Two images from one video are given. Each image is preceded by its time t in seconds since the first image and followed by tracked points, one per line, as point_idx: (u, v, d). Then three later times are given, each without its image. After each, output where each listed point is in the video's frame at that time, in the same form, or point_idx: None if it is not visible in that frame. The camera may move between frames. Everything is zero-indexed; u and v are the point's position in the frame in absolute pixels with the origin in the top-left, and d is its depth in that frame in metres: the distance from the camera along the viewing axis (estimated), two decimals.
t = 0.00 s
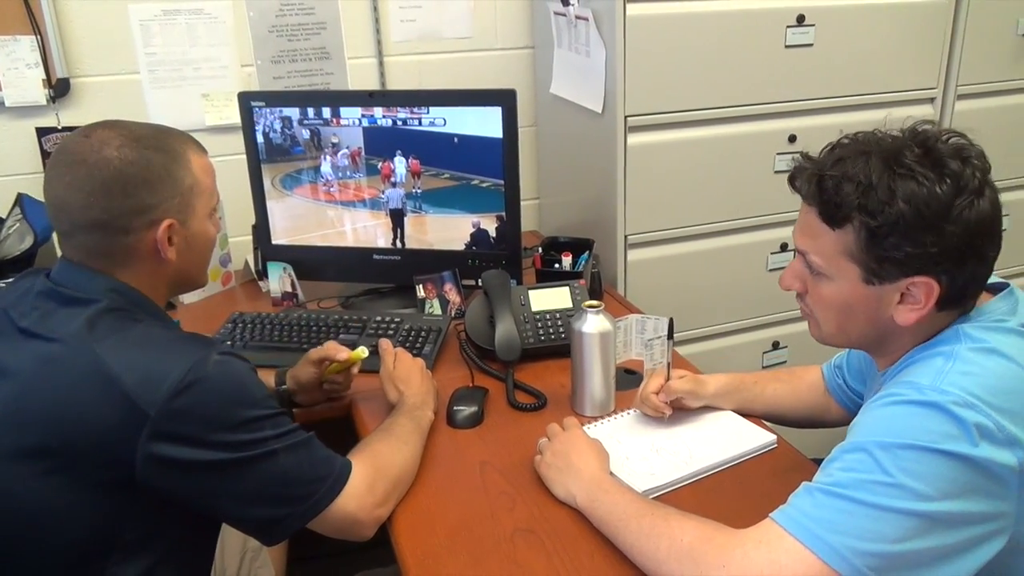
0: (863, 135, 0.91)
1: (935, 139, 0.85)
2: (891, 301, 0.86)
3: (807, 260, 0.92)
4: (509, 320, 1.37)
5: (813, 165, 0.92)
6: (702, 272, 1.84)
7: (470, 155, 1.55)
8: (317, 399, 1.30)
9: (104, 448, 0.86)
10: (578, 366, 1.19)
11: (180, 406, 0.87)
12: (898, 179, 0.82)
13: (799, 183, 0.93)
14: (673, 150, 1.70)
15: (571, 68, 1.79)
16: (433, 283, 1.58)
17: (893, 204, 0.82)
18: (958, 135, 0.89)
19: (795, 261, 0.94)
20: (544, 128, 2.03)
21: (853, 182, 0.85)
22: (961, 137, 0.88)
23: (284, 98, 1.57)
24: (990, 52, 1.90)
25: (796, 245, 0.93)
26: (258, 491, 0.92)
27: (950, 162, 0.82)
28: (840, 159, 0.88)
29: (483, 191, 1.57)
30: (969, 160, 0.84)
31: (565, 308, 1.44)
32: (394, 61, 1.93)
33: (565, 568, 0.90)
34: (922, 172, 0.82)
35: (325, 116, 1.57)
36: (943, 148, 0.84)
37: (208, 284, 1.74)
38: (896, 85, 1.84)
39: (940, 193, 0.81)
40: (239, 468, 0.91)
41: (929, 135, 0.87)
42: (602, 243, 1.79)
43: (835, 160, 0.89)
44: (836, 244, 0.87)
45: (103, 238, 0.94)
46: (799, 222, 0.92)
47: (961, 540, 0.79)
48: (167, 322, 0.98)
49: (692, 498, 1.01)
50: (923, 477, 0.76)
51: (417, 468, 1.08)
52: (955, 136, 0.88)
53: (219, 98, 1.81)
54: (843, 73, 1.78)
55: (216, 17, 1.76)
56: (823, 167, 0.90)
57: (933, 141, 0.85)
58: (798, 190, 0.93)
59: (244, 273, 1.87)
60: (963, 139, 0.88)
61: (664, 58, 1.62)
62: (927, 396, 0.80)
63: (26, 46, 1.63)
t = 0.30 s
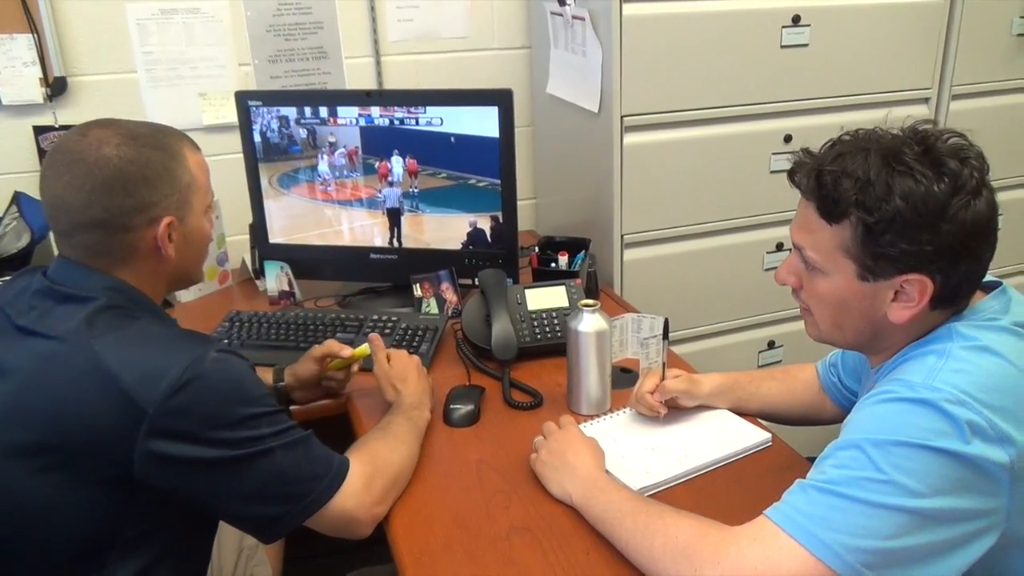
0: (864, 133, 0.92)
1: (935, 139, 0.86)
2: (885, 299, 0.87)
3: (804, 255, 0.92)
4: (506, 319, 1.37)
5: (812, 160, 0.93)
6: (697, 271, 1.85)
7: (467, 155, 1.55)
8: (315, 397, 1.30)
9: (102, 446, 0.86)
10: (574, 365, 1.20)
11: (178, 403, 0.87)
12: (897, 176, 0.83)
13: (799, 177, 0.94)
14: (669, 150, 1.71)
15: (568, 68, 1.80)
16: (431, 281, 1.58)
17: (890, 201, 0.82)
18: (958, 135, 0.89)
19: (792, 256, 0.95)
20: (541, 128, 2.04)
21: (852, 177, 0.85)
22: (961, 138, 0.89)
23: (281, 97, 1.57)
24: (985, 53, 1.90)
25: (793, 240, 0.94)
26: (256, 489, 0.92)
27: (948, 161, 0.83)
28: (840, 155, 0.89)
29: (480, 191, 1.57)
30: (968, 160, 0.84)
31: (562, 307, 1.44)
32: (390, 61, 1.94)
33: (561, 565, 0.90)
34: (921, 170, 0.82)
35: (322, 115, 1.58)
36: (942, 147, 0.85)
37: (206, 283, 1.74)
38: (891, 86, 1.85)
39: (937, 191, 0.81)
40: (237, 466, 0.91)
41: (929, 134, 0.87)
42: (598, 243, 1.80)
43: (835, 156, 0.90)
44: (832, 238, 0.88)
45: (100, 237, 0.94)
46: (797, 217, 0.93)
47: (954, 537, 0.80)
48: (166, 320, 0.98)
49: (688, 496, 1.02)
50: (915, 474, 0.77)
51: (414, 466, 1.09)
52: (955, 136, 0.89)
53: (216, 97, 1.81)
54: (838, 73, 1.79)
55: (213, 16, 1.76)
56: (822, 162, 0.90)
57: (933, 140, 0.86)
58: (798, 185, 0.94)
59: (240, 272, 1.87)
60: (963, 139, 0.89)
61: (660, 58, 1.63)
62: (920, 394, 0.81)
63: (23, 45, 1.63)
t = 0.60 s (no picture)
0: (862, 133, 0.92)
1: (933, 139, 0.86)
2: (882, 299, 0.87)
3: (801, 255, 0.93)
4: (503, 319, 1.37)
5: (811, 159, 0.93)
6: (695, 272, 1.85)
7: (465, 155, 1.55)
8: (314, 398, 1.31)
9: (100, 446, 0.86)
10: (571, 365, 1.20)
11: (176, 402, 0.87)
12: (895, 176, 0.83)
13: (797, 176, 0.94)
14: (667, 151, 1.71)
15: (566, 68, 1.80)
16: (429, 282, 1.58)
17: (888, 201, 0.83)
18: (957, 136, 0.89)
19: (790, 256, 0.95)
20: (539, 128, 2.04)
21: (850, 177, 0.86)
22: (960, 138, 0.89)
23: (280, 97, 1.58)
24: (982, 53, 1.91)
25: (791, 239, 0.94)
26: (255, 488, 0.92)
27: (946, 161, 0.84)
28: (838, 155, 0.89)
29: (478, 191, 1.57)
30: (966, 161, 0.85)
31: (559, 307, 1.45)
32: (389, 61, 1.94)
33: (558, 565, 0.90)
34: (919, 171, 0.83)
35: (320, 115, 1.58)
36: (940, 147, 0.85)
37: (204, 283, 1.74)
38: (889, 87, 1.86)
39: (935, 192, 0.82)
40: (235, 465, 0.91)
41: (928, 134, 0.88)
42: (596, 243, 1.80)
43: (833, 155, 0.90)
44: (829, 238, 0.88)
45: (98, 237, 0.94)
46: (795, 216, 0.93)
47: (950, 537, 0.80)
48: (164, 320, 0.98)
49: (685, 496, 1.02)
50: (912, 474, 0.77)
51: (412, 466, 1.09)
52: (954, 137, 0.89)
53: (214, 97, 1.81)
54: (836, 73, 1.79)
55: (211, 16, 1.76)
56: (821, 162, 0.90)
57: (932, 140, 0.86)
58: (796, 184, 0.94)
59: (238, 272, 1.87)
60: (962, 140, 0.89)
61: (658, 58, 1.63)
62: (917, 394, 0.81)
63: (21, 45, 1.63)
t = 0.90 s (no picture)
0: (877, 132, 0.92)
1: (948, 142, 0.86)
2: (887, 299, 0.88)
3: (808, 251, 0.93)
4: (502, 321, 1.37)
5: (824, 155, 0.93)
6: (694, 274, 1.85)
7: (464, 157, 1.55)
8: (314, 397, 1.31)
9: (99, 446, 0.87)
10: (570, 366, 1.20)
11: (175, 403, 0.88)
12: (907, 178, 0.83)
13: (809, 172, 0.94)
14: (666, 152, 1.71)
15: (565, 70, 1.80)
16: (427, 283, 1.59)
17: (899, 203, 0.83)
18: (972, 140, 0.89)
19: (796, 251, 0.96)
20: (538, 130, 2.04)
21: (862, 176, 0.85)
22: (976, 142, 0.89)
23: (280, 99, 1.58)
24: (981, 56, 1.91)
25: (799, 235, 0.94)
26: (252, 490, 0.92)
27: (960, 166, 0.83)
28: (852, 152, 0.89)
29: (476, 193, 1.57)
30: (980, 166, 0.85)
31: (558, 309, 1.45)
32: (388, 62, 1.94)
33: (556, 566, 0.90)
34: (933, 174, 0.82)
35: (319, 117, 1.58)
36: (955, 151, 0.85)
37: (203, 284, 1.75)
38: (887, 89, 1.86)
39: (947, 196, 0.82)
40: (234, 466, 0.91)
41: (943, 137, 0.87)
42: (595, 245, 1.80)
43: (847, 153, 0.90)
44: (838, 236, 0.88)
45: (97, 238, 0.94)
46: (804, 212, 0.93)
47: (948, 540, 0.80)
48: (163, 320, 0.98)
49: (683, 497, 1.02)
50: (910, 477, 0.78)
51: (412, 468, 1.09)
52: (968, 141, 0.89)
53: (214, 99, 1.82)
54: (835, 77, 1.80)
55: (210, 18, 1.77)
56: (833, 158, 0.90)
57: (946, 143, 0.86)
58: (807, 179, 0.95)
59: (238, 273, 1.87)
60: (977, 144, 0.89)
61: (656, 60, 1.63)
62: (916, 397, 0.81)
63: (21, 47, 1.63)
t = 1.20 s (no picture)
0: (892, 131, 0.92)
1: (964, 144, 0.86)
2: (896, 302, 0.88)
3: (817, 250, 0.93)
4: (502, 322, 1.37)
5: (838, 153, 0.93)
6: (694, 275, 1.85)
7: (464, 158, 1.56)
8: (313, 399, 1.31)
9: (100, 447, 0.87)
10: (570, 368, 1.20)
11: (176, 404, 0.88)
12: (922, 179, 0.83)
13: (822, 169, 0.94)
14: (666, 154, 1.71)
15: (565, 72, 1.80)
16: (427, 285, 1.60)
17: (912, 204, 0.83)
18: (988, 142, 0.89)
19: (805, 250, 0.96)
20: (538, 132, 2.04)
21: (876, 176, 0.85)
22: (991, 145, 0.89)
23: (281, 101, 1.58)
24: (981, 57, 1.91)
25: (809, 233, 0.94)
26: (253, 492, 0.92)
27: (975, 168, 0.83)
28: (866, 152, 0.89)
29: (476, 195, 1.58)
30: (995, 168, 0.85)
31: (558, 310, 1.45)
32: (389, 64, 1.94)
33: (557, 569, 0.90)
34: (948, 176, 0.82)
35: (319, 119, 1.58)
36: (971, 153, 0.85)
37: (203, 285, 1.75)
38: (887, 90, 1.86)
39: (961, 199, 0.82)
40: (235, 468, 0.91)
41: (959, 138, 0.87)
42: (595, 246, 1.80)
43: (861, 152, 0.90)
44: (848, 236, 0.88)
45: (98, 240, 0.94)
46: (815, 210, 0.93)
47: (950, 545, 0.80)
48: (165, 322, 0.98)
49: (683, 500, 1.02)
50: (912, 482, 0.78)
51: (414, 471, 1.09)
52: (984, 142, 0.88)
53: (214, 101, 1.82)
54: (835, 79, 1.80)
55: (211, 20, 1.77)
56: (847, 157, 0.90)
57: (962, 145, 0.86)
58: (820, 177, 0.94)
59: (238, 275, 1.88)
60: (993, 146, 0.88)
61: (656, 62, 1.63)
62: (920, 402, 0.81)
63: (22, 48, 1.64)
